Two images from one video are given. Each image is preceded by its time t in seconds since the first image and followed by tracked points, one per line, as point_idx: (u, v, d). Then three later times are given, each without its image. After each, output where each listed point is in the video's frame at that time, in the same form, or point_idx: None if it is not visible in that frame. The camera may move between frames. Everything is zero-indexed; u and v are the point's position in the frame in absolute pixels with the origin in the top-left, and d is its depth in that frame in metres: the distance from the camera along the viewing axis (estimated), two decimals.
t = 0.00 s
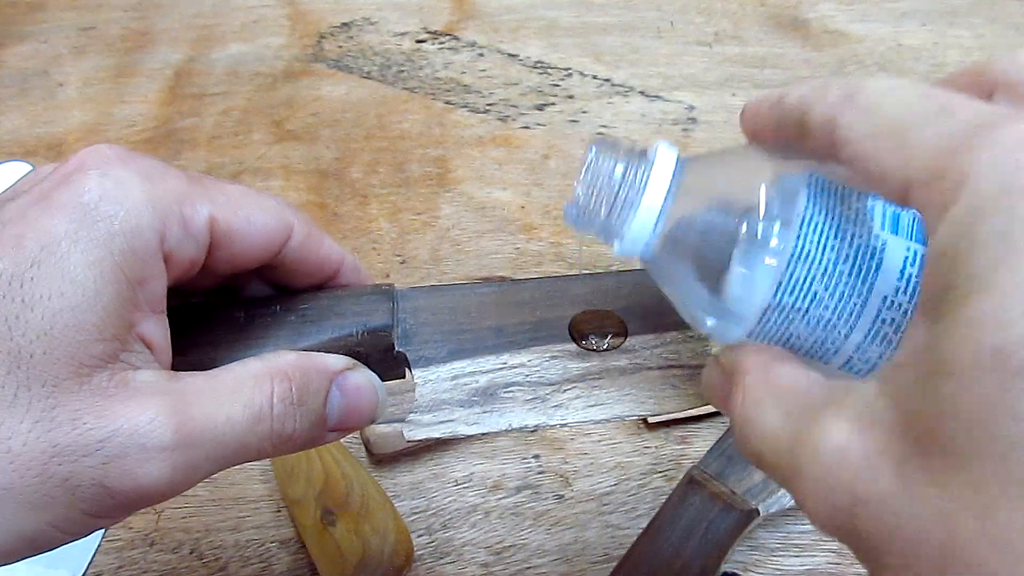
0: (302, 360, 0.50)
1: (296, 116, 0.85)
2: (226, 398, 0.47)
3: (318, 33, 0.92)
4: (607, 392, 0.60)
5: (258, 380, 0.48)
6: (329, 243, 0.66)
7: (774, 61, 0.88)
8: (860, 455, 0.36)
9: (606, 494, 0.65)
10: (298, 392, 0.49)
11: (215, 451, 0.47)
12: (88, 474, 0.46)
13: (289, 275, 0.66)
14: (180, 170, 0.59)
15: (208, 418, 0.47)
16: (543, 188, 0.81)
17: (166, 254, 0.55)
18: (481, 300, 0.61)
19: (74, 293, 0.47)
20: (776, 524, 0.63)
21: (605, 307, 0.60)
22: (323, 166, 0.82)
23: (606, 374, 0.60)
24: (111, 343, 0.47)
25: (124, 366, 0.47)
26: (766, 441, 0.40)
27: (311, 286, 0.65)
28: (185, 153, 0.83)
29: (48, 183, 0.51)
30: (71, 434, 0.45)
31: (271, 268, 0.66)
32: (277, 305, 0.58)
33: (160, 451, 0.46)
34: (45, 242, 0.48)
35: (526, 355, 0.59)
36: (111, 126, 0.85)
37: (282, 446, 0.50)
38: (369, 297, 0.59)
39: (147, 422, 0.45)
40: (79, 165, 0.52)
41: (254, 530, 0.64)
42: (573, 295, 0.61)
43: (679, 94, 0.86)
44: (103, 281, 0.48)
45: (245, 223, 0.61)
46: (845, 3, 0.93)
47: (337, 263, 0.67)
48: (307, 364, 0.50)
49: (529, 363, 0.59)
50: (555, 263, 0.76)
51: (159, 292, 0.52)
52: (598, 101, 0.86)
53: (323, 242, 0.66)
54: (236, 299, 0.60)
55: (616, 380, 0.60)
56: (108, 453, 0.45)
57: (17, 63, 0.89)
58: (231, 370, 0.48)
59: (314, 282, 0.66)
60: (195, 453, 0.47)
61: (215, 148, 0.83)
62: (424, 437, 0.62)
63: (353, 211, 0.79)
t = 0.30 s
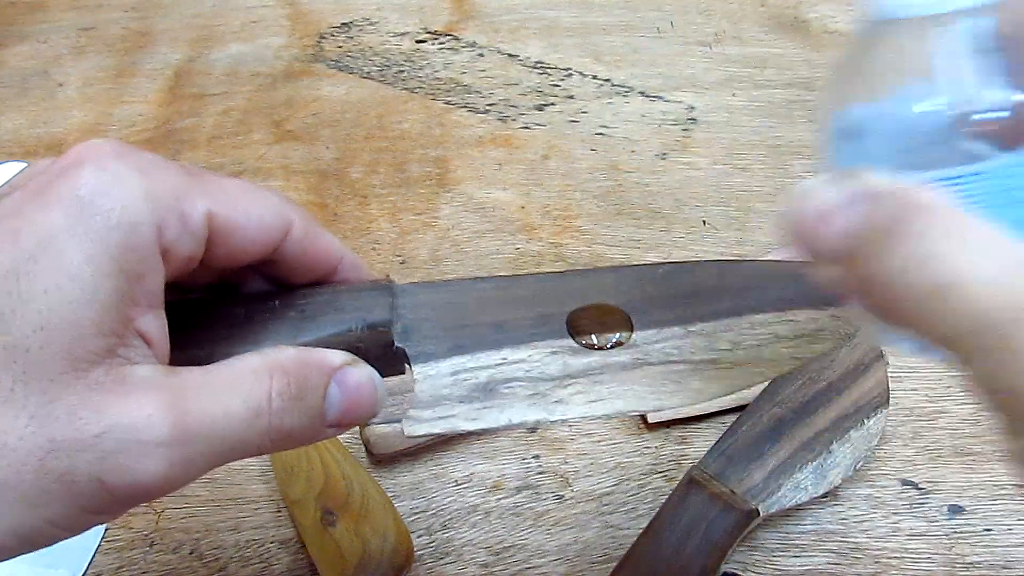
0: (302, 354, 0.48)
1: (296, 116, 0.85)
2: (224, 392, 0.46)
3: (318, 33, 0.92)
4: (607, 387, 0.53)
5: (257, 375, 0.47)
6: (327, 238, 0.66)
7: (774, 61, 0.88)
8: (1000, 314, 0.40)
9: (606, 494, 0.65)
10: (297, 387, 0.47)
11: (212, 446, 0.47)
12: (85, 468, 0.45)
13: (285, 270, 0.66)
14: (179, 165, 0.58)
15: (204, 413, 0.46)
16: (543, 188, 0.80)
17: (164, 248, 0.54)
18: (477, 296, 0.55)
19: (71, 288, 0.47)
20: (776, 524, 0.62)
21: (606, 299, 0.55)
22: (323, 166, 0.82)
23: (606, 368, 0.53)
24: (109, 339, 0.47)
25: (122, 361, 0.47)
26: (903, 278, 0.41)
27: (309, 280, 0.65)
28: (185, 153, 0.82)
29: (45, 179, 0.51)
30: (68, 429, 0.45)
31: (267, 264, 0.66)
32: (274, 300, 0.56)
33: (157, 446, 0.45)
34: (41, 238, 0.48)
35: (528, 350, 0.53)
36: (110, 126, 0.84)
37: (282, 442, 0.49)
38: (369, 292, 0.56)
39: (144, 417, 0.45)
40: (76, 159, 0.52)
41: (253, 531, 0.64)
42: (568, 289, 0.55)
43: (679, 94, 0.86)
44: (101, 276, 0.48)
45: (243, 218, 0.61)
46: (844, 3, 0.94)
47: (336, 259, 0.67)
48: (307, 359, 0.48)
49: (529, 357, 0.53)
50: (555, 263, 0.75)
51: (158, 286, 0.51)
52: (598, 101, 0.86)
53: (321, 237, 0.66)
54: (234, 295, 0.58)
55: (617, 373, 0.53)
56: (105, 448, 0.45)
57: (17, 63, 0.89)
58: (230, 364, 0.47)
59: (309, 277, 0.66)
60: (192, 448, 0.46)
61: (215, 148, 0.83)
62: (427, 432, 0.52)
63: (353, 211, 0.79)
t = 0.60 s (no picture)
0: (265, 356, 0.46)
1: (296, 117, 0.85)
2: (189, 395, 0.43)
3: (318, 34, 0.92)
4: (576, 385, 0.56)
5: (220, 377, 0.44)
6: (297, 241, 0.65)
7: (774, 62, 0.89)
8: None
9: (606, 494, 0.65)
10: (261, 389, 0.45)
11: (179, 451, 0.44)
12: (47, 473, 0.43)
13: (256, 273, 0.66)
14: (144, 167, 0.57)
15: (170, 417, 0.43)
16: (543, 189, 0.80)
17: (128, 253, 0.52)
18: (444, 294, 0.57)
19: (33, 292, 0.44)
20: (775, 523, 0.62)
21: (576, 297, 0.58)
22: (323, 167, 0.81)
23: (573, 368, 0.56)
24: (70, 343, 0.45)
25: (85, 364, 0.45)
26: None
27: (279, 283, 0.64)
28: (185, 153, 0.82)
29: (7, 182, 0.49)
30: (28, 434, 0.42)
31: (239, 266, 0.65)
32: (245, 301, 0.56)
33: (121, 450, 0.43)
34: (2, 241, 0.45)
35: (494, 350, 0.56)
36: (110, 126, 0.84)
37: (248, 446, 0.46)
38: (333, 295, 0.57)
39: (107, 420, 0.42)
40: (39, 162, 0.50)
41: (253, 531, 0.64)
42: (536, 288, 0.58)
43: (680, 95, 0.87)
44: (65, 281, 0.46)
45: (211, 219, 0.59)
46: (845, 4, 0.94)
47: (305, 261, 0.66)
48: (271, 361, 0.46)
49: (497, 359, 0.55)
50: (555, 264, 0.75)
51: (121, 289, 0.49)
52: (598, 101, 0.86)
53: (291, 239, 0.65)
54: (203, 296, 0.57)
55: (585, 372, 0.56)
56: (67, 452, 0.42)
57: (16, 64, 0.89)
58: (193, 366, 0.45)
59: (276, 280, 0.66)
60: (158, 452, 0.43)
61: (215, 148, 0.83)
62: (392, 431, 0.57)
63: (353, 212, 0.78)
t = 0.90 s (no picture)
0: (250, 370, 0.46)
1: (296, 117, 0.85)
2: (169, 412, 0.43)
3: (318, 34, 0.92)
4: (561, 400, 0.62)
5: (202, 392, 0.44)
6: (281, 250, 0.65)
7: (774, 62, 0.89)
8: None
9: (606, 495, 0.65)
10: (245, 405, 0.44)
11: (160, 468, 0.43)
12: (29, 489, 0.43)
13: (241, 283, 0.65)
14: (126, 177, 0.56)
15: (149, 434, 0.43)
16: (543, 189, 0.80)
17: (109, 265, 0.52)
18: (430, 306, 0.59)
19: (11, 308, 0.44)
20: (776, 524, 0.62)
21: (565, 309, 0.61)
22: (323, 167, 0.81)
23: (559, 382, 0.61)
24: (50, 358, 0.45)
25: (66, 380, 0.45)
26: None
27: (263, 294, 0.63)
28: (185, 153, 0.82)
29: None
30: (8, 451, 0.42)
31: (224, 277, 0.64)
32: (229, 313, 0.56)
33: (101, 468, 0.42)
34: None
35: (480, 363, 0.59)
36: (110, 126, 0.84)
37: (232, 461, 0.46)
38: (318, 308, 0.57)
39: (87, 438, 0.42)
40: (20, 175, 0.50)
41: (253, 531, 0.64)
42: (523, 301, 0.60)
43: (679, 95, 0.86)
44: (43, 295, 0.46)
45: (193, 230, 0.59)
46: (845, 4, 0.94)
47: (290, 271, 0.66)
48: (256, 375, 0.45)
49: (483, 373, 0.59)
50: (555, 264, 0.75)
51: (103, 304, 0.49)
52: (598, 101, 0.86)
53: (274, 249, 0.65)
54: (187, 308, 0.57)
55: (570, 388, 0.62)
56: (48, 469, 0.42)
57: (16, 64, 0.89)
58: (175, 381, 0.44)
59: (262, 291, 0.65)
60: (138, 470, 0.43)
61: (215, 148, 0.83)
62: (376, 446, 0.61)
63: (352, 212, 0.78)
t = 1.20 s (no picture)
0: (246, 377, 0.46)
1: (296, 117, 0.85)
2: (163, 419, 0.43)
3: (318, 34, 0.92)
4: (565, 407, 0.65)
5: (198, 400, 0.44)
6: (278, 252, 0.65)
7: (774, 62, 0.89)
8: None
9: (606, 495, 0.65)
10: (241, 411, 0.45)
11: (153, 476, 0.43)
12: (18, 502, 0.42)
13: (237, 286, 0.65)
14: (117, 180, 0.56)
15: (143, 442, 0.43)
16: (543, 189, 0.80)
17: (101, 269, 0.52)
18: (434, 312, 0.63)
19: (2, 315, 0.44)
20: (776, 524, 0.62)
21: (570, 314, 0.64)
22: (323, 167, 0.81)
23: (565, 389, 0.65)
24: (41, 365, 0.45)
25: (56, 388, 0.45)
26: None
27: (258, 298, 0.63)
28: (185, 154, 0.82)
29: None
30: None
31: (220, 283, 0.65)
32: (224, 319, 0.57)
33: (93, 478, 0.42)
34: None
35: (482, 370, 0.63)
36: (110, 126, 0.84)
37: (227, 469, 0.46)
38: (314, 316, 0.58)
39: (79, 447, 0.42)
40: (8, 180, 0.50)
41: (253, 532, 0.64)
42: (525, 305, 0.64)
43: (679, 95, 0.87)
44: (33, 300, 0.46)
45: (186, 233, 0.59)
46: (844, 4, 0.94)
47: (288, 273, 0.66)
48: (251, 381, 0.46)
49: (483, 378, 0.63)
50: (555, 264, 0.75)
51: (95, 308, 0.49)
52: (598, 102, 0.86)
53: (271, 251, 0.65)
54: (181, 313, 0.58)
55: (575, 394, 0.65)
56: (38, 481, 0.42)
57: (17, 64, 0.90)
58: (169, 388, 0.45)
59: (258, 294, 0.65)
60: (132, 479, 0.43)
61: (216, 148, 0.83)
62: (377, 454, 0.65)
63: (353, 212, 0.78)
